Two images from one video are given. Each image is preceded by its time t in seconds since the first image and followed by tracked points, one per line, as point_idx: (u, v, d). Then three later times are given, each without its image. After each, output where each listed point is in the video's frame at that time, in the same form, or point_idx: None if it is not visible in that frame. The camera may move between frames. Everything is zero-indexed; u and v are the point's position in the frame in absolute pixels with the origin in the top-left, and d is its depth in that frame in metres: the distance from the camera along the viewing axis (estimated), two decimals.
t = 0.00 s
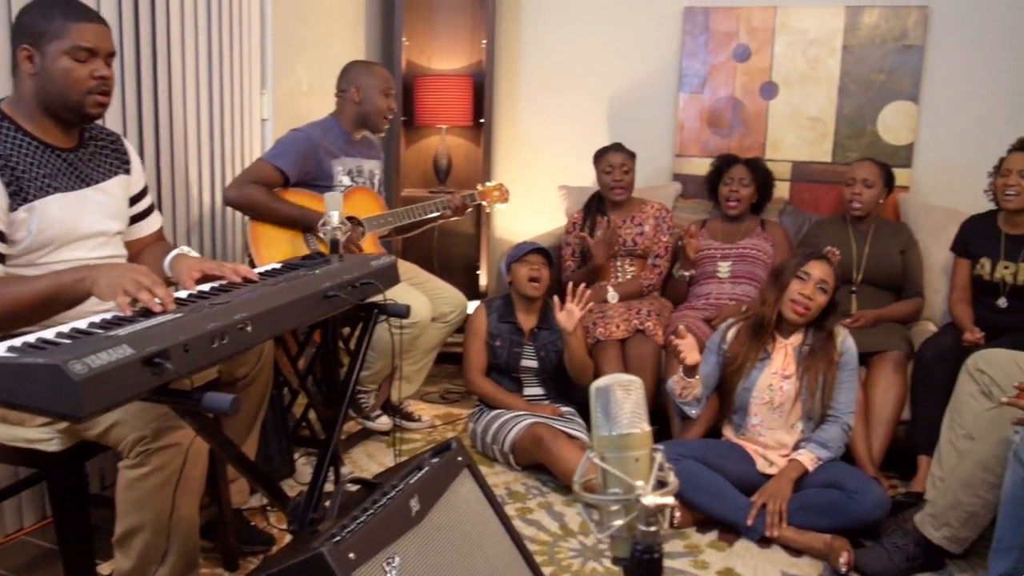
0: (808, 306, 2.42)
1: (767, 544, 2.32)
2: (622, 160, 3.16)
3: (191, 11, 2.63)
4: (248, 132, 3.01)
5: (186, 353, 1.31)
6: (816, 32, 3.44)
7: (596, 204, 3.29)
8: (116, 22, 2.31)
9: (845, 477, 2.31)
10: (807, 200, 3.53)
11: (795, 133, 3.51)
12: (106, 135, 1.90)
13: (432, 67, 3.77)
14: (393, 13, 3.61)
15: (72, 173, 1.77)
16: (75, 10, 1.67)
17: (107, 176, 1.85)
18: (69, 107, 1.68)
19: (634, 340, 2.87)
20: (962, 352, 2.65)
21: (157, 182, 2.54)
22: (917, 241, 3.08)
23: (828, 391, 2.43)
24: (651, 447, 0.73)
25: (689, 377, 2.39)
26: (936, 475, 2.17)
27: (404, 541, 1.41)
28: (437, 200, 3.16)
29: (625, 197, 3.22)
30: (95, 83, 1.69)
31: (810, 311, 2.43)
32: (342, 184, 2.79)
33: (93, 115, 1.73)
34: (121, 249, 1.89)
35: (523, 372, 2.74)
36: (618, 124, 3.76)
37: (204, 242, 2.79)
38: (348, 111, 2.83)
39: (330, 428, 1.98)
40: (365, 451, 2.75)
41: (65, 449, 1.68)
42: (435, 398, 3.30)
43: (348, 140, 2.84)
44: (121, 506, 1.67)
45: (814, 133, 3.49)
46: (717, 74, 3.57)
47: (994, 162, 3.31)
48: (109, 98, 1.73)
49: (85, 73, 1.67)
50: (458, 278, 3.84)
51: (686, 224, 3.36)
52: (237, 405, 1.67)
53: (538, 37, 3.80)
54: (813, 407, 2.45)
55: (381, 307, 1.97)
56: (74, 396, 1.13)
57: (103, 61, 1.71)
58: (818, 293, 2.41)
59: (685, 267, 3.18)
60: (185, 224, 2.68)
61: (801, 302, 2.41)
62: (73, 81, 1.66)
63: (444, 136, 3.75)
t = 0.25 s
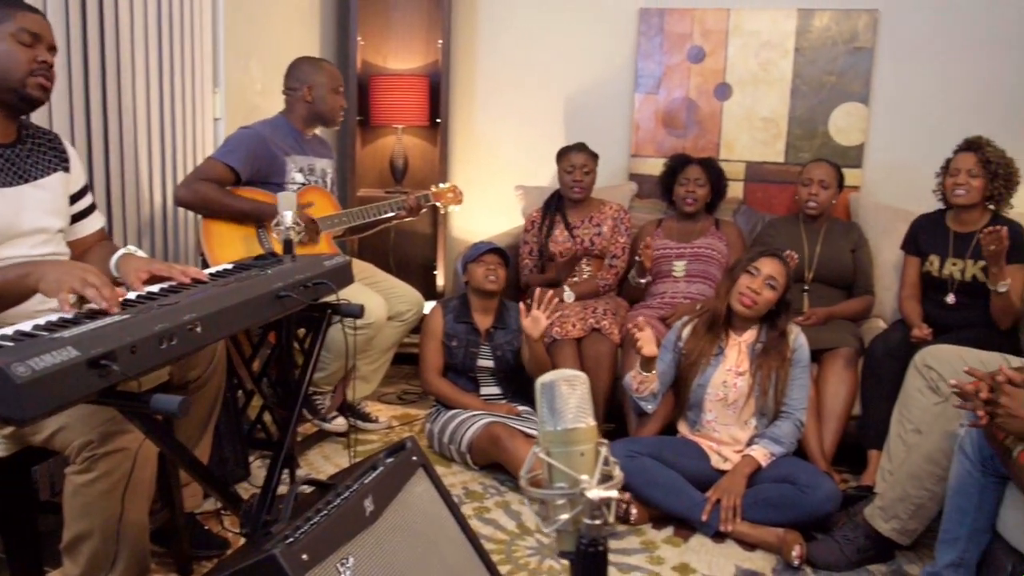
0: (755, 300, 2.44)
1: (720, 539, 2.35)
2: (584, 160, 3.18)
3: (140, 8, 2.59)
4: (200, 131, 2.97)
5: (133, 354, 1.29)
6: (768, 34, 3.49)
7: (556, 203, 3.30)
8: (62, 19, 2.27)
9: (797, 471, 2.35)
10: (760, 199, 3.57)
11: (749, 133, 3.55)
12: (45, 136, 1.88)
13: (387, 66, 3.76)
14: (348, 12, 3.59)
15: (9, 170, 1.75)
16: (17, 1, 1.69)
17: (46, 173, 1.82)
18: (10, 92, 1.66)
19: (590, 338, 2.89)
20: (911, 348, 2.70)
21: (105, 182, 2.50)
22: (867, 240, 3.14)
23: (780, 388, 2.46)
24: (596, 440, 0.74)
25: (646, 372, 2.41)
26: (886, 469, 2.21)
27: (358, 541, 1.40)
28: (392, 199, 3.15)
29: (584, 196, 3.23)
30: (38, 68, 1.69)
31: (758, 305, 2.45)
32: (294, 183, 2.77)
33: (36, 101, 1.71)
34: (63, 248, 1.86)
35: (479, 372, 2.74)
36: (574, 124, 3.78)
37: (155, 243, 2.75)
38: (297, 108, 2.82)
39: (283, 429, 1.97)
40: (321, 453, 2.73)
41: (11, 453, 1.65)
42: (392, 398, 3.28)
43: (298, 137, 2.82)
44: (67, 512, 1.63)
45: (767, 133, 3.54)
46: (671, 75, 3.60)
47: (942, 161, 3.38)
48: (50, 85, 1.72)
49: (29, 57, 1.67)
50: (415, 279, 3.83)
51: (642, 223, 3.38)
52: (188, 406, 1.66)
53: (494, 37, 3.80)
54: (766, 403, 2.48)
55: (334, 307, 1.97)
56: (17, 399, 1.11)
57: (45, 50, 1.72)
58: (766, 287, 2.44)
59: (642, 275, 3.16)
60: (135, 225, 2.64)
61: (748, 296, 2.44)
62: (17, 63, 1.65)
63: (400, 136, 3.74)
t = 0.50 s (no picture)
0: (716, 297, 2.46)
1: (682, 535, 2.37)
2: (552, 156, 3.18)
3: (95, 4, 2.55)
4: (157, 129, 2.93)
5: (86, 356, 1.27)
6: (728, 33, 3.52)
7: (520, 200, 3.30)
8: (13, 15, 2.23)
9: (756, 466, 2.37)
10: (721, 197, 3.60)
11: (709, 132, 3.58)
12: None
13: (348, 64, 3.73)
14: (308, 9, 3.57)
15: None
16: None
17: None
18: None
19: (552, 336, 2.90)
20: (868, 343, 2.74)
21: (60, 181, 2.46)
22: (826, 238, 3.18)
23: (739, 383, 2.48)
24: (547, 436, 0.74)
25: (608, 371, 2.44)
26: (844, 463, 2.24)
27: (318, 542, 1.39)
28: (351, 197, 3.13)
29: (550, 192, 3.23)
30: (12, 79, 1.73)
31: (718, 302, 2.47)
32: (250, 181, 2.75)
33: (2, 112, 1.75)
34: (13, 248, 1.85)
35: (442, 371, 2.73)
36: (537, 122, 3.79)
37: (111, 244, 2.71)
38: (245, 104, 2.80)
39: (242, 430, 1.95)
40: (283, 454, 2.71)
41: None
42: (355, 398, 3.27)
43: (253, 135, 2.81)
44: (21, 519, 1.60)
45: (727, 132, 3.57)
46: (633, 74, 3.62)
47: (898, 159, 3.44)
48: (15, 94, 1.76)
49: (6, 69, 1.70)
50: (378, 278, 3.82)
51: (604, 221, 3.40)
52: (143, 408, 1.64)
53: (457, 36, 3.79)
54: (726, 399, 2.50)
55: (293, 307, 1.98)
56: None
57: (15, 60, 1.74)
58: (727, 284, 2.46)
59: (614, 279, 3.18)
60: (91, 225, 2.60)
61: (710, 292, 2.47)
62: None
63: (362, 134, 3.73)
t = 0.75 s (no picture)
0: (687, 293, 2.47)
1: (653, 531, 2.37)
2: (526, 155, 3.18)
3: None
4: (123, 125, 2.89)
5: (47, 355, 1.25)
6: (697, 32, 3.54)
7: (493, 198, 3.29)
8: None
9: (726, 462, 2.39)
10: (692, 195, 3.62)
11: (680, 130, 3.60)
12: None
13: (318, 62, 3.71)
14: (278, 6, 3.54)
15: None
16: None
17: None
18: None
19: (523, 334, 2.90)
20: (836, 339, 2.77)
21: (24, 180, 2.42)
22: (795, 235, 3.20)
23: (710, 379, 2.48)
24: (508, 433, 0.74)
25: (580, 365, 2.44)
26: (813, 458, 2.26)
27: (286, 542, 1.38)
28: (320, 194, 3.11)
29: (523, 190, 3.23)
30: None
31: (691, 297, 2.48)
32: (217, 179, 2.74)
33: None
34: None
35: (413, 369, 2.73)
36: (509, 120, 3.78)
37: (76, 242, 2.68)
38: (212, 101, 2.79)
39: (209, 429, 1.93)
40: (253, 454, 2.69)
41: None
42: (326, 398, 3.25)
43: (221, 133, 2.80)
44: None
45: (698, 130, 3.59)
46: (604, 72, 3.63)
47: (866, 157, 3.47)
48: None
49: None
50: (350, 277, 3.80)
51: (576, 219, 3.41)
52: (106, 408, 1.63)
53: (427, 34, 3.78)
54: (696, 395, 2.51)
55: (260, 305, 1.98)
56: None
57: None
58: (698, 279, 2.48)
59: (587, 277, 3.12)
60: (56, 224, 2.56)
61: (681, 288, 2.48)
62: None
63: (332, 132, 3.72)
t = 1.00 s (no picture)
0: (652, 289, 2.49)
1: (626, 527, 2.38)
2: (498, 153, 3.17)
3: None
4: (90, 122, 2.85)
5: (11, 354, 1.23)
6: (670, 30, 3.55)
7: (467, 195, 3.29)
8: None
9: (698, 457, 2.40)
10: (665, 192, 3.63)
11: (653, 128, 3.61)
12: None
13: (290, 59, 3.69)
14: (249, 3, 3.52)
15: None
16: None
17: None
18: None
19: (497, 331, 2.91)
20: (807, 336, 2.79)
21: None
22: (767, 232, 3.22)
23: (682, 376, 2.50)
24: (475, 428, 0.73)
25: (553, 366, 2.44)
26: (784, 453, 2.28)
27: (256, 541, 1.37)
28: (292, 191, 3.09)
29: (496, 188, 3.22)
30: None
31: (655, 293, 2.49)
32: (187, 177, 2.73)
33: None
34: None
35: (386, 367, 2.72)
36: (482, 117, 3.78)
37: (43, 240, 2.64)
38: (184, 99, 2.76)
39: (178, 427, 1.91)
40: (225, 454, 2.67)
41: None
42: (299, 396, 3.24)
43: (192, 130, 2.77)
44: None
45: (671, 128, 3.60)
46: (577, 70, 3.63)
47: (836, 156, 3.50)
48: None
49: None
50: (323, 275, 3.79)
51: (550, 217, 3.41)
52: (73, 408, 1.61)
53: (400, 31, 3.77)
54: (669, 392, 2.52)
55: (230, 303, 1.96)
56: None
57: None
58: (663, 275, 2.49)
59: (554, 268, 3.17)
60: (22, 221, 2.53)
61: (646, 284, 2.49)
62: None
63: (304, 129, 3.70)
